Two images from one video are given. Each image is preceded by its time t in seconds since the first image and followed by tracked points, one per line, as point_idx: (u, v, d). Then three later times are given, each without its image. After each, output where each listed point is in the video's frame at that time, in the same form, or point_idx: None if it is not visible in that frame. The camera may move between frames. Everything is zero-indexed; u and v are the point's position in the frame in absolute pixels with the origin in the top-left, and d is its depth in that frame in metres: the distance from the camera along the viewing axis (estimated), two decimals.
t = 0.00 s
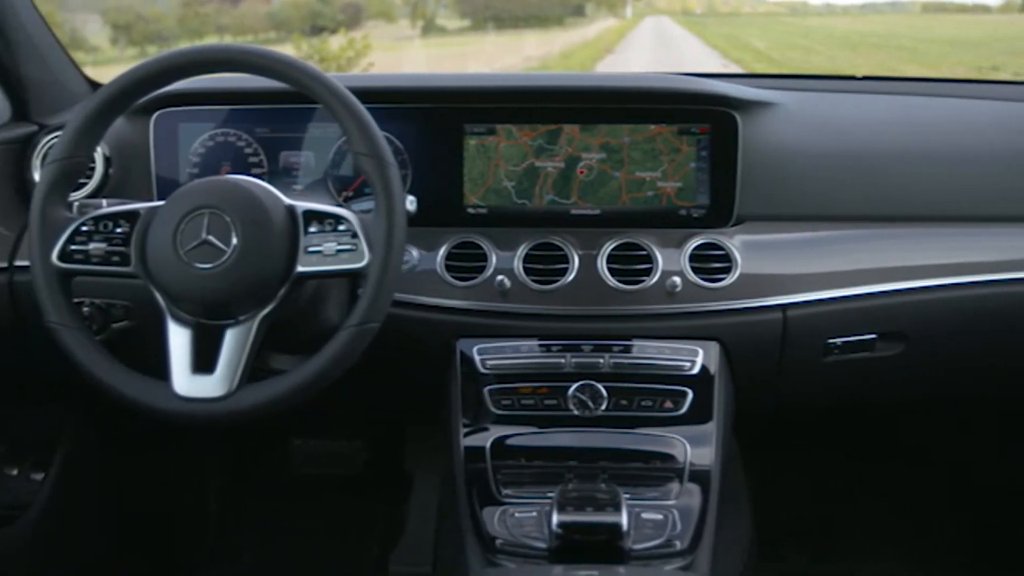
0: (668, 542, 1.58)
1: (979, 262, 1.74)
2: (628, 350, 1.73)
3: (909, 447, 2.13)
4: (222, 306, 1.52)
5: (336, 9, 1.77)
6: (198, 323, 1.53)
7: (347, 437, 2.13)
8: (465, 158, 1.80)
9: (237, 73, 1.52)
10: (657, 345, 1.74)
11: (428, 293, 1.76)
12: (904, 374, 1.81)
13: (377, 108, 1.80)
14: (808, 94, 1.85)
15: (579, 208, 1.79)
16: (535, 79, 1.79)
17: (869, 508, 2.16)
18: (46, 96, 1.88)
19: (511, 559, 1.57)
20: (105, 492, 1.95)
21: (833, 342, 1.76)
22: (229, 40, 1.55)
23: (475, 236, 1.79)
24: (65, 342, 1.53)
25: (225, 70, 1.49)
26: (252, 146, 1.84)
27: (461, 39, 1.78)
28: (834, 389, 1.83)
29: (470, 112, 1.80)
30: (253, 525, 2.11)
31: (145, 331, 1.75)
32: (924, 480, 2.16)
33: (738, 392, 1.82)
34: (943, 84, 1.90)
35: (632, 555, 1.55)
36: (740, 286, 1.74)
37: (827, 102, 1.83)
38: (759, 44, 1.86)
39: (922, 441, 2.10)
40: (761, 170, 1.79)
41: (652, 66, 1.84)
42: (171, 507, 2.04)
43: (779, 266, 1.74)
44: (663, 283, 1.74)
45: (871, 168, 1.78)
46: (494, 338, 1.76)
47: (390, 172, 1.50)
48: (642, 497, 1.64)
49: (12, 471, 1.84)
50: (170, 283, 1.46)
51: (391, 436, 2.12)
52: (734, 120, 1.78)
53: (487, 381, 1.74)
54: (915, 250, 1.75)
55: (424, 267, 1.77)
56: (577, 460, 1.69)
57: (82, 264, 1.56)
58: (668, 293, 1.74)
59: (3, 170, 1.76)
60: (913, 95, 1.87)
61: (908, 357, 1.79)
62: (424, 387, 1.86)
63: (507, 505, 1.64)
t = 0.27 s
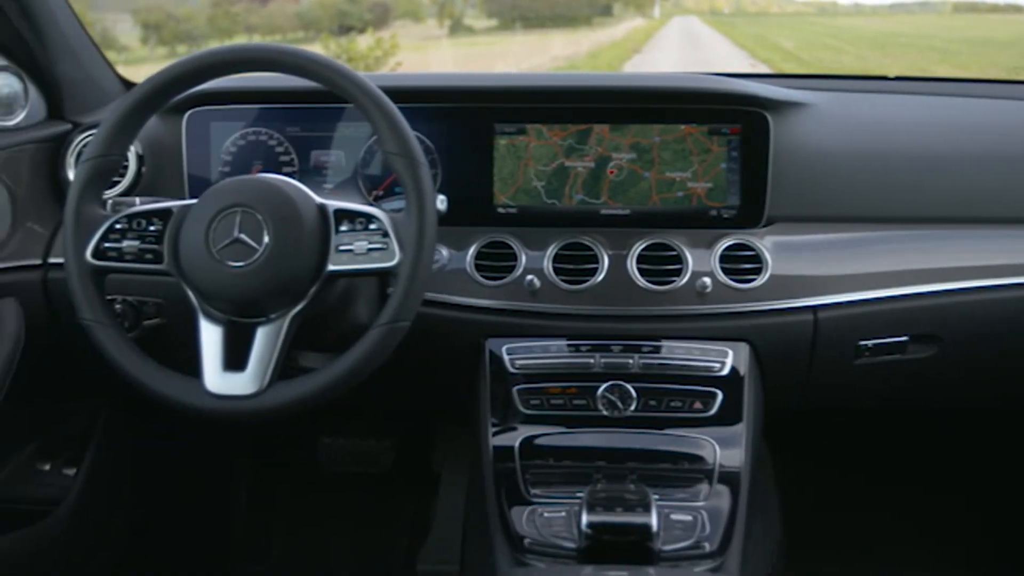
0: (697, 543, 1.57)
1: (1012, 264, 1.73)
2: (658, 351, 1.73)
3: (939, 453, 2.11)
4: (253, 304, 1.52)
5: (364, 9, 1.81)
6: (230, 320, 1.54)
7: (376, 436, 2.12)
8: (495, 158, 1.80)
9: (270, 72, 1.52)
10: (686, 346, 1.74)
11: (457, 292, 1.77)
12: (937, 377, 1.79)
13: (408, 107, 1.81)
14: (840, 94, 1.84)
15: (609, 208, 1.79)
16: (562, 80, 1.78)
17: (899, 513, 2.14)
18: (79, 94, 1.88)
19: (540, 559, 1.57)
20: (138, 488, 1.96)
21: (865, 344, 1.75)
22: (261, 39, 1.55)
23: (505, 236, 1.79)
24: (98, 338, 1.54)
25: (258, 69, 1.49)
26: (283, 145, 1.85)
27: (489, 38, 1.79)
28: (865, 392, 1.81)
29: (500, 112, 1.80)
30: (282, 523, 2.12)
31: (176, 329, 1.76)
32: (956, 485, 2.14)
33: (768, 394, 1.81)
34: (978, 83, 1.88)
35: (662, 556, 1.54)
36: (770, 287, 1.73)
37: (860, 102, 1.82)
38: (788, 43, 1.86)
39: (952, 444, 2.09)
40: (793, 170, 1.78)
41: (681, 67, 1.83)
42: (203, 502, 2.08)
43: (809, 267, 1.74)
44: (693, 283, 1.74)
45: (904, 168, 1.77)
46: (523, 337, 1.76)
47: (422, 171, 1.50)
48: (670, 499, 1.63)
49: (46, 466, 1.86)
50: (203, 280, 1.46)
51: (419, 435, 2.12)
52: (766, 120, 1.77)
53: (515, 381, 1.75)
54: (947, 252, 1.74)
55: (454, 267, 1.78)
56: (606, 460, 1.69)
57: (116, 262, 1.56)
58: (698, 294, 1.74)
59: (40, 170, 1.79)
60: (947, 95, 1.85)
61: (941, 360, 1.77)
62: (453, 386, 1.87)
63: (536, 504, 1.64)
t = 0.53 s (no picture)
0: (729, 545, 1.57)
1: None
2: (690, 352, 1.72)
3: (977, 456, 2.08)
4: (287, 302, 1.52)
5: (394, 9, 1.81)
6: (264, 318, 1.54)
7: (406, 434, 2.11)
8: (528, 158, 1.80)
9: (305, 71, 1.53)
10: (718, 347, 1.73)
11: (489, 291, 1.77)
12: (971, 380, 1.78)
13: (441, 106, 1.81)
14: (875, 95, 1.83)
15: (641, 208, 1.78)
16: (594, 78, 1.80)
17: (932, 515, 2.13)
18: (116, 93, 1.90)
19: (572, 559, 1.57)
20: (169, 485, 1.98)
21: (898, 347, 1.74)
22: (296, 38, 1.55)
23: (537, 235, 1.79)
24: (134, 335, 1.55)
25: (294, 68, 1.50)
26: (316, 144, 1.86)
27: (519, 38, 1.80)
28: (898, 394, 1.81)
29: (532, 113, 1.80)
30: (313, 520, 2.14)
31: (209, 326, 1.78)
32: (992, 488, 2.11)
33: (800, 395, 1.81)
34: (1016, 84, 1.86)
35: (694, 558, 1.54)
36: (804, 289, 1.72)
37: (895, 103, 1.81)
38: (820, 43, 1.86)
39: (991, 448, 2.06)
40: (828, 171, 1.76)
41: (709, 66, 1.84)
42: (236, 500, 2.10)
43: (843, 269, 1.73)
44: (725, 284, 1.73)
45: (940, 170, 1.75)
46: (554, 337, 1.76)
47: (456, 171, 1.50)
48: (702, 500, 1.63)
49: (81, 462, 1.86)
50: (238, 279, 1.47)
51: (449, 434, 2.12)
52: (801, 120, 1.76)
53: (547, 381, 1.75)
54: (983, 255, 1.72)
55: (486, 266, 1.78)
56: (637, 461, 1.69)
57: (151, 259, 1.58)
58: (731, 295, 1.73)
59: (77, 169, 1.82)
60: (984, 96, 1.83)
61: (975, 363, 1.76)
62: (484, 385, 1.87)
63: (567, 504, 1.64)
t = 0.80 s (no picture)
0: (762, 548, 1.56)
1: None
2: (722, 353, 1.72)
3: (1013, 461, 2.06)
4: (321, 301, 1.52)
5: (424, 9, 1.86)
6: (297, 317, 1.54)
7: (436, 433, 2.15)
8: (561, 157, 1.81)
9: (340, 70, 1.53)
10: (752, 348, 1.73)
11: (522, 290, 1.77)
12: (1008, 384, 1.76)
13: (475, 105, 1.81)
14: (912, 95, 1.82)
15: (675, 208, 1.78)
16: (620, 78, 1.80)
17: (967, 521, 2.11)
18: (153, 93, 1.93)
19: (604, 559, 1.57)
20: (201, 482, 1.99)
21: (933, 350, 1.73)
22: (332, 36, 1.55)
23: (570, 235, 1.79)
24: (170, 332, 1.55)
25: (330, 66, 1.50)
26: (351, 143, 1.87)
27: (549, 37, 1.82)
28: (933, 397, 1.79)
29: (566, 113, 1.80)
30: (342, 515, 2.18)
31: (244, 323, 1.79)
32: None
33: (834, 397, 1.80)
34: None
35: (726, 560, 1.53)
36: (839, 291, 1.71)
37: (932, 104, 1.79)
38: (852, 44, 1.86)
39: None
40: (863, 171, 1.75)
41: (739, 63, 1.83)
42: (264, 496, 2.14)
43: (878, 270, 1.72)
44: (760, 285, 1.72)
45: (978, 171, 1.73)
46: (587, 337, 1.77)
47: (491, 171, 1.49)
48: (734, 502, 1.62)
49: (116, 457, 1.88)
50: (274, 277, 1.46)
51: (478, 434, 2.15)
52: (837, 121, 1.75)
53: (579, 381, 1.75)
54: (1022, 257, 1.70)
55: (519, 265, 1.78)
56: (669, 462, 1.68)
57: (188, 257, 1.57)
58: (765, 296, 1.72)
59: (113, 167, 1.85)
60: None
61: (1013, 367, 1.73)
62: (516, 384, 1.88)
63: (600, 505, 1.64)
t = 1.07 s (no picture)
0: (789, 550, 1.55)
1: None
2: (750, 354, 1.71)
3: None
4: (349, 299, 1.51)
5: (450, 9, 1.84)
6: (325, 314, 1.53)
7: (462, 433, 2.17)
8: (588, 157, 1.81)
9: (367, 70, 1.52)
10: (779, 350, 1.72)
11: (549, 290, 1.77)
12: None
13: (504, 105, 1.83)
14: (941, 97, 1.81)
15: (702, 209, 1.78)
16: (646, 80, 1.80)
17: (997, 525, 2.10)
18: (182, 92, 1.97)
19: (630, 560, 1.56)
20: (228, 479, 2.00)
21: (964, 352, 1.71)
22: (361, 35, 1.55)
23: (597, 235, 1.79)
24: (199, 329, 1.55)
25: (358, 66, 1.50)
26: (378, 142, 1.87)
27: (574, 37, 1.81)
28: (963, 400, 1.78)
29: (593, 112, 1.81)
30: (365, 513, 2.22)
31: (271, 322, 1.80)
32: None
33: (862, 399, 1.79)
34: None
35: (754, 561, 1.53)
36: (867, 293, 1.71)
37: (962, 105, 1.78)
38: (878, 44, 1.84)
39: None
40: (892, 173, 1.74)
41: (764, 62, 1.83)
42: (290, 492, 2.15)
43: (907, 272, 1.70)
44: (787, 286, 1.72)
45: (1009, 172, 1.72)
46: (613, 338, 1.77)
47: (518, 170, 1.48)
48: (761, 504, 1.61)
49: (143, 453, 1.89)
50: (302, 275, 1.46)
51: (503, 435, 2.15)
52: (866, 122, 1.74)
53: (605, 381, 1.75)
54: None
55: (546, 265, 1.79)
56: (695, 463, 1.67)
57: (217, 255, 1.57)
58: (793, 297, 1.72)
59: (142, 164, 1.88)
60: None
61: None
62: (542, 383, 1.88)
63: (626, 506, 1.64)
